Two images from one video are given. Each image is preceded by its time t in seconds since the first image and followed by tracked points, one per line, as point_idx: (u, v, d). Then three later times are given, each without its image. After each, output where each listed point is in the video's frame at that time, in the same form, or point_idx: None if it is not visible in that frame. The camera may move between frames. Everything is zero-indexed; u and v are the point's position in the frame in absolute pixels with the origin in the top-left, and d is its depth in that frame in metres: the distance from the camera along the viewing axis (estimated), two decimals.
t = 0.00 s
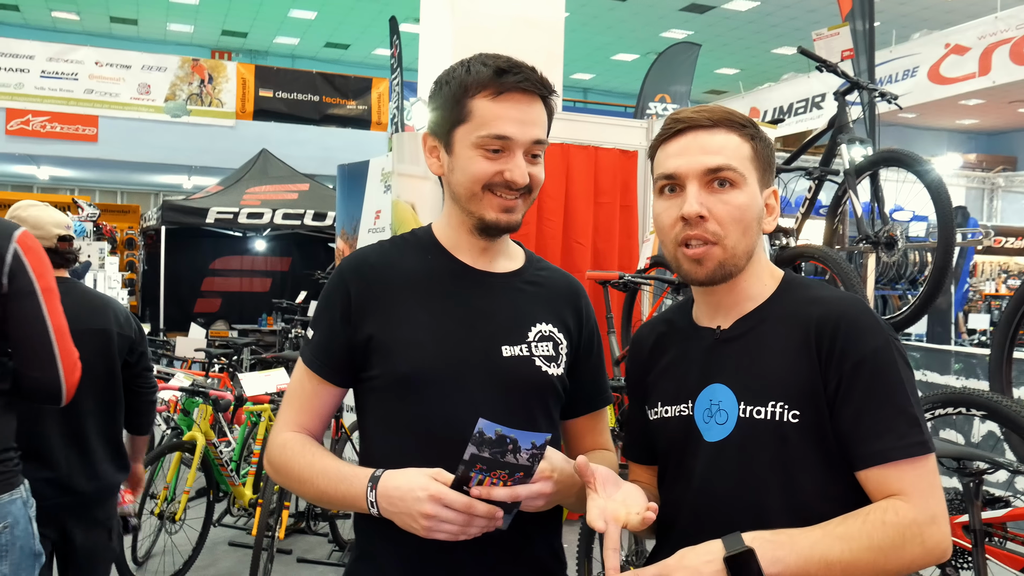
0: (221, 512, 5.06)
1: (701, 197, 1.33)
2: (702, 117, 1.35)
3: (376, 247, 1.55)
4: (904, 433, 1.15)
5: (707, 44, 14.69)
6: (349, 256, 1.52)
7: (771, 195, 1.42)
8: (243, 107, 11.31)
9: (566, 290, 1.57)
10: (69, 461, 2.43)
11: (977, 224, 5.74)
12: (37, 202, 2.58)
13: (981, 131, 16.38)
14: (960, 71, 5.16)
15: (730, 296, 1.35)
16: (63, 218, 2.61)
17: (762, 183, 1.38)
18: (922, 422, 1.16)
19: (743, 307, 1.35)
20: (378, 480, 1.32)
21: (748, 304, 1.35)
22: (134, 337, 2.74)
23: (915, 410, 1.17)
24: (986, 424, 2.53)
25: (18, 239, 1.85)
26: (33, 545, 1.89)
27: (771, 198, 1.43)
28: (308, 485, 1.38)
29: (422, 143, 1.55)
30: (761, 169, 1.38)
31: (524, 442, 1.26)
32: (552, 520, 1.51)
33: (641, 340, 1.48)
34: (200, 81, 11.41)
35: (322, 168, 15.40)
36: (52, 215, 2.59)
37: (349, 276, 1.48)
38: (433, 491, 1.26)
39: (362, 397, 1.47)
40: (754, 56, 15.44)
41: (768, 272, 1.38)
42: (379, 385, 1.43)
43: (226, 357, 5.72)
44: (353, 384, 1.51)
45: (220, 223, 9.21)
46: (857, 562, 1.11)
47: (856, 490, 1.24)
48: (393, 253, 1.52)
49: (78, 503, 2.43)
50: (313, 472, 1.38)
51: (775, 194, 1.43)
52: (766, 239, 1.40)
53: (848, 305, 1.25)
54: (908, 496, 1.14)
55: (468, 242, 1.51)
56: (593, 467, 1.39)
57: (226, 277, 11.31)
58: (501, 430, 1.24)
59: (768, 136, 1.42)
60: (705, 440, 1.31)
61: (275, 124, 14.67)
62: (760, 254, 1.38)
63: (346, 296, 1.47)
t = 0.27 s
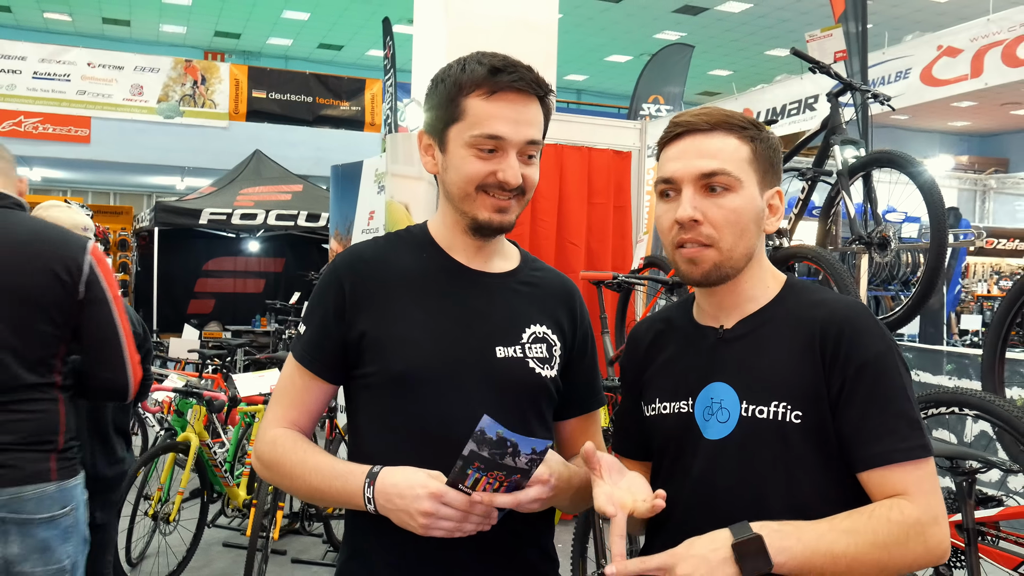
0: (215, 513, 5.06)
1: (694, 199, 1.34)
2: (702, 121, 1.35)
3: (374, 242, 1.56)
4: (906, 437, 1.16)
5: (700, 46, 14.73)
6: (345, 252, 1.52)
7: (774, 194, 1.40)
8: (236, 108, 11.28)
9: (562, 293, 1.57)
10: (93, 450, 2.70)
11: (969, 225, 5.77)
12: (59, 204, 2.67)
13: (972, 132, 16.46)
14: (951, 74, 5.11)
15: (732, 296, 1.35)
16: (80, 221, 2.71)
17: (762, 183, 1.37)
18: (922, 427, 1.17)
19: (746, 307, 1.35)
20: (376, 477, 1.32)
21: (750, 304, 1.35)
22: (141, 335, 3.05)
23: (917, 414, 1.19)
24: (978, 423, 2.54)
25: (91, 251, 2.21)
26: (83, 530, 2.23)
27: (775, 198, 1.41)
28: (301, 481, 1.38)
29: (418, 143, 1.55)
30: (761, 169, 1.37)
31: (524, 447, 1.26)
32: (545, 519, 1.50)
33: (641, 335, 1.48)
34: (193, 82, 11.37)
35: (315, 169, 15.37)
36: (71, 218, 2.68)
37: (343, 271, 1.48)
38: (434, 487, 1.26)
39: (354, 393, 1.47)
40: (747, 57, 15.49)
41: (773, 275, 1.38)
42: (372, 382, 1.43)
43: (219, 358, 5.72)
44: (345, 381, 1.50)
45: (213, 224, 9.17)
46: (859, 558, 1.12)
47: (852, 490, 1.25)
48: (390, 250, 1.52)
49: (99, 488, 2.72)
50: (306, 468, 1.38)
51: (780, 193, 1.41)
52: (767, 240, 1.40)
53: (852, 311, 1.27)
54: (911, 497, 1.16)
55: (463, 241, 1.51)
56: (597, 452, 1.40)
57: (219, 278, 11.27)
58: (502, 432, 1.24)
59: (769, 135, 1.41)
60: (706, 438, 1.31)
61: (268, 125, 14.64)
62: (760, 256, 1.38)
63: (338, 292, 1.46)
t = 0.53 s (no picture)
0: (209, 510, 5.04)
1: (681, 208, 1.33)
2: (690, 128, 1.35)
3: (368, 236, 1.55)
4: (904, 445, 1.16)
5: (695, 43, 14.74)
6: (340, 246, 1.51)
7: (774, 193, 1.36)
8: (230, 104, 11.24)
9: (557, 291, 1.57)
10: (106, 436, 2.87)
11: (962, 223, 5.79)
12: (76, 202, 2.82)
13: (965, 130, 16.53)
14: (945, 72, 5.10)
15: (736, 297, 1.35)
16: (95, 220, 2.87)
17: (757, 186, 1.34)
18: (922, 435, 1.17)
19: (753, 307, 1.35)
20: (370, 475, 1.31)
21: (757, 304, 1.35)
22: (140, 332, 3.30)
23: (917, 422, 1.18)
24: (970, 421, 2.55)
25: (138, 252, 2.42)
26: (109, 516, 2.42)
27: (778, 197, 1.36)
28: (297, 481, 1.37)
29: (418, 137, 1.53)
30: (755, 172, 1.34)
31: (513, 436, 1.27)
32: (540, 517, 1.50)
33: (654, 328, 1.50)
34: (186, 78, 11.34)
35: (309, 166, 15.32)
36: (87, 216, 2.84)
37: (338, 265, 1.47)
38: (425, 491, 1.25)
39: (348, 389, 1.46)
40: (741, 55, 15.51)
41: (782, 274, 1.36)
42: (365, 378, 1.42)
43: (213, 354, 5.70)
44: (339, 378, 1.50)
45: (206, 221, 9.11)
46: (845, 561, 1.13)
47: (848, 494, 1.25)
48: (385, 246, 1.51)
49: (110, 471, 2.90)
50: (302, 466, 1.37)
51: (783, 191, 1.37)
52: (768, 240, 1.37)
53: (857, 315, 1.25)
54: (906, 504, 1.15)
55: (461, 239, 1.50)
56: (597, 437, 1.38)
57: (213, 275, 11.23)
58: (489, 419, 1.25)
59: (769, 134, 1.37)
60: (709, 436, 1.32)
61: (262, 122, 14.58)
62: (760, 257, 1.36)
63: (333, 287, 1.45)
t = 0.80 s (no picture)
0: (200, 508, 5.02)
1: (688, 205, 1.33)
2: (701, 124, 1.34)
3: (360, 234, 1.54)
4: (902, 456, 1.14)
5: (690, 43, 14.76)
6: (331, 244, 1.51)
7: (785, 193, 1.35)
8: (224, 101, 11.20)
9: (549, 286, 1.56)
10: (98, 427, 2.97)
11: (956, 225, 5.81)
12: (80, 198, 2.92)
13: (959, 131, 16.60)
14: (939, 74, 5.07)
15: (744, 297, 1.34)
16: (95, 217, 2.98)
17: (765, 185, 1.33)
18: (922, 446, 1.15)
19: (760, 307, 1.34)
20: (358, 469, 1.31)
21: (764, 304, 1.34)
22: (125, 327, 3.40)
23: (919, 434, 1.16)
24: (964, 422, 2.55)
25: (145, 253, 2.47)
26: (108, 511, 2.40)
27: (789, 196, 1.35)
28: (281, 477, 1.36)
29: (413, 134, 1.52)
30: (764, 170, 1.33)
31: (500, 438, 1.24)
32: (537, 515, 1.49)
33: (668, 323, 1.51)
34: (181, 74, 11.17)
35: (303, 163, 15.26)
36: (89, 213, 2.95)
37: (329, 263, 1.46)
38: (408, 491, 1.24)
39: (340, 388, 1.46)
40: (736, 55, 15.53)
41: (791, 275, 1.35)
42: (357, 377, 1.42)
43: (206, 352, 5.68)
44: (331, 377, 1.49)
45: (200, 218, 9.06)
46: (836, 567, 1.12)
47: (845, 501, 1.24)
48: (376, 245, 1.50)
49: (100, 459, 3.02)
50: (288, 462, 1.36)
51: (795, 191, 1.36)
52: (777, 240, 1.35)
53: (859, 320, 1.23)
54: (900, 515, 1.13)
55: (454, 236, 1.49)
56: (597, 428, 1.43)
57: (207, 272, 11.19)
58: (474, 427, 1.23)
59: (781, 133, 1.36)
60: (710, 435, 1.33)
61: (256, 119, 14.53)
62: (767, 257, 1.34)
63: (323, 286, 1.45)
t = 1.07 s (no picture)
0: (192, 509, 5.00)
1: (694, 206, 1.33)
2: (711, 123, 1.35)
3: (356, 237, 1.52)
4: (914, 468, 1.13)
5: (683, 43, 14.79)
6: (323, 248, 1.49)
7: (796, 195, 1.33)
8: (216, 100, 11.19)
9: (545, 284, 1.56)
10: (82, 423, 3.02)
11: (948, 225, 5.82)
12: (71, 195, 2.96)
13: (951, 131, 16.68)
14: (932, 74, 5.09)
15: (757, 301, 1.34)
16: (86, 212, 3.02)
17: (774, 186, 1.32)
18: (935, 458, 1.14)
19: (773, 311, 1.33)
20: (348, 463, 1.30)
21: (777, 308, 1.33)
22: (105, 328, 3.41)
23: (932, 446, 1.15)
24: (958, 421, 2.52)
25: (124, 253, 2.48)
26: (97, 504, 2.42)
27: (801, 198, 1.33)
28: (273, 478, 1.34)
29: (405, 137, 1.51)
30: (772, 171, 1.32)
31: (493, 436, 1.24)
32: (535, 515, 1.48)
33: (677, 322, 1.51)
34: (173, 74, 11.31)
35: (296, 163, 15.21)
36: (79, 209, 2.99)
37: (322, 267, 1.44)
38: (393, 475, 1.24)
39: (336, 393, 1.44)
40: (730, 56, 15.57)
41: (805, 278, 1.33)
42: (354, 383, 1.40)
43: (199, 352, 5.65)
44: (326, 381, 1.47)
45: (192, 217, 9.03)
46: None
47: (853, 511, 1.23)
48: (371, 248, 1.49)
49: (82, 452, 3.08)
50: (279, 464, 1.34)
51: (806, 192, 1.33)
52: (788, 243, 1.34)
53: (876, 327, 1.22)
54: (910, 528, 1.13)
55: (449, 236, 1.48)
56: (603, 430, 1.42)
57: (199, 272, 11.14)
58: (466, 425, 1.24)
59: (793, 133, 1.35)
60: (719, 440, 1.32)
61: (248, 119, 14.47)
62: (777, 261, 1.33)
63: (317, 291, 1.43)
